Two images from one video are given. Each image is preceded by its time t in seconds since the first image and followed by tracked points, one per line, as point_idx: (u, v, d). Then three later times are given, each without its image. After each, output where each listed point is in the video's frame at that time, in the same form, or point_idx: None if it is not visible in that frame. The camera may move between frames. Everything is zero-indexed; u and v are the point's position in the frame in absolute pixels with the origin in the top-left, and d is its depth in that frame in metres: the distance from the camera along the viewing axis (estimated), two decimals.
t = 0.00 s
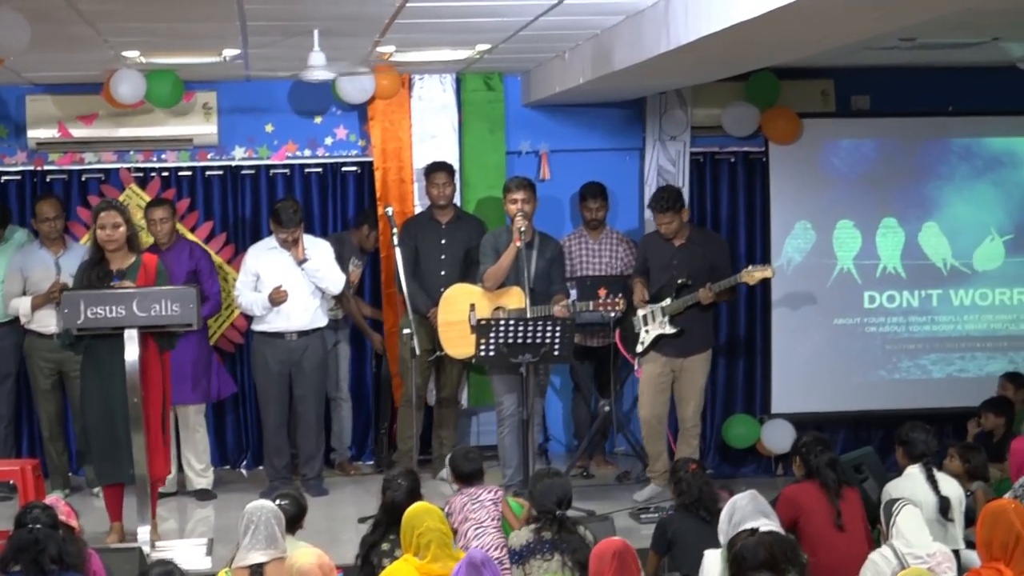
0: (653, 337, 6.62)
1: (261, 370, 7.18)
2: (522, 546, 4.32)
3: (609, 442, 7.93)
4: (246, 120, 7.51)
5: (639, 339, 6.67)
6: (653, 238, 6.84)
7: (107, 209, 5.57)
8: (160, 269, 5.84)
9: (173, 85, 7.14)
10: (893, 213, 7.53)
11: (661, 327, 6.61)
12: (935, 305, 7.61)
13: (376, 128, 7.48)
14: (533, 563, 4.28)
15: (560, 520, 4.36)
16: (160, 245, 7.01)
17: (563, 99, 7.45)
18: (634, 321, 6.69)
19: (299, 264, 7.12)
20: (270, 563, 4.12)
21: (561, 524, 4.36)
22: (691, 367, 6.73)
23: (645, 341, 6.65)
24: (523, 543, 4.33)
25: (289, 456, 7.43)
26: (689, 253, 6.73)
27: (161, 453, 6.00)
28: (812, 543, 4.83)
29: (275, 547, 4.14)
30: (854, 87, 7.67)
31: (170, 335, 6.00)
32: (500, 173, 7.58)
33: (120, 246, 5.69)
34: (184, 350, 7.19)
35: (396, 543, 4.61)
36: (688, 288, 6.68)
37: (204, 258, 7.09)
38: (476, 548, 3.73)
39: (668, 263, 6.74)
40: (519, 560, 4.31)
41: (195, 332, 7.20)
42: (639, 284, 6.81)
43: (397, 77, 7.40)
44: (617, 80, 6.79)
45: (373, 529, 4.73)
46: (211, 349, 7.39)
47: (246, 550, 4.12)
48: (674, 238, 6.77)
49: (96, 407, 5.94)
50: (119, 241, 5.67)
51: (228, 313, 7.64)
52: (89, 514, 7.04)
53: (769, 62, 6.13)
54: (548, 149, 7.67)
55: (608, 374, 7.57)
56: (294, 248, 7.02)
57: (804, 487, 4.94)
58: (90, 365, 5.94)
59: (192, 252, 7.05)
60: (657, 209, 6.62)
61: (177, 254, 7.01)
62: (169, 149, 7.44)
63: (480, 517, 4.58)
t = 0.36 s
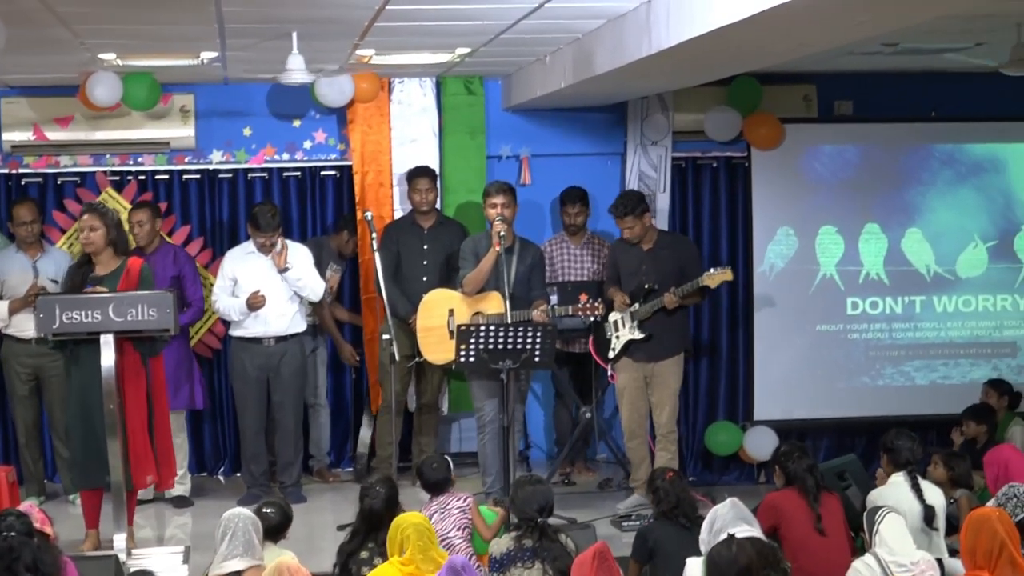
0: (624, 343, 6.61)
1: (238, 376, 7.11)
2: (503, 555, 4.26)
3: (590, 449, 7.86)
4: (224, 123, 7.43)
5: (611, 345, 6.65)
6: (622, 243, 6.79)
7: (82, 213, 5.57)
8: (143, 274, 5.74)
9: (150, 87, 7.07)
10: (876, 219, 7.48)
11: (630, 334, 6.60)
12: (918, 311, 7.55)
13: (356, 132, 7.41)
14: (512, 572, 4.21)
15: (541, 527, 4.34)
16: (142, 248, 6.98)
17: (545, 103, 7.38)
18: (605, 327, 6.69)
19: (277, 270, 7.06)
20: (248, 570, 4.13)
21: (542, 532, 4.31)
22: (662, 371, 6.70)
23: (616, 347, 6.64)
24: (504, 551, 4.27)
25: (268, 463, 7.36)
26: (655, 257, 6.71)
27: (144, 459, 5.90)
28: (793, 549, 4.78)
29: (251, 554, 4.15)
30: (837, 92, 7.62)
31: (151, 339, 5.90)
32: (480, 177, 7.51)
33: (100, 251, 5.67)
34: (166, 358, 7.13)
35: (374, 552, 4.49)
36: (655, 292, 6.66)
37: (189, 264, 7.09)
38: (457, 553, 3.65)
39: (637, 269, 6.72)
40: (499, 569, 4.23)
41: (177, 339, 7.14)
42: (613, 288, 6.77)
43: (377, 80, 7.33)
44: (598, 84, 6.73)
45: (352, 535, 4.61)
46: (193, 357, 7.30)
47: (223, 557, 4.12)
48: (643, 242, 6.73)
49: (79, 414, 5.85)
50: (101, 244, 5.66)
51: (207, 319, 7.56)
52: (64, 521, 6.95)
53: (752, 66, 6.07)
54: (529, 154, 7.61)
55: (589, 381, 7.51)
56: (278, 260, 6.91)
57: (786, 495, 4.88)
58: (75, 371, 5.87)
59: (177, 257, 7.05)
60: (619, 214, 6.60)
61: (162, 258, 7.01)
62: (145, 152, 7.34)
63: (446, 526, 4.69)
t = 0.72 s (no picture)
0: (622, 347, 6.32)
1: (231, 381, 6.86)
2: (505, 569, 4.06)
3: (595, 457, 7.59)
4: (216, 120, 7.17)
5: (608, 349, 6.38)
6: (620, 244, 6.60)
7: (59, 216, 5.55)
8: (120, 277, 5.57)
9: (140, 84, 6.83)
10: (891, 220, 7.22)
11: (627, 337, 6.32)
12: (935, 315, 7.30)
13: (353, 129, 7.14)
14: None
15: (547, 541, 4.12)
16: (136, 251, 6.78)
17: (548, 100, 7.13)
18: (603, 331, 6.42)
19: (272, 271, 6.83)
20: None
21: (546, 544, 4.10)
22: (661, 375, 6.47)
23: (615, 352, 6.35)
24: (506, 564, 4.07)
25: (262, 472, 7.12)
26: (651, 258, 6.48)
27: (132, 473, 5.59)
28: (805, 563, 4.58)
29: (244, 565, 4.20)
30: (850, 88, 7.35)
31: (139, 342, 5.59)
32: (480, 176, 7.26)
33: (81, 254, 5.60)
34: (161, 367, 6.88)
35: (368, 567, 4.20)
36: (651, 293, 6.40)
37: (185, 268, 6.92)
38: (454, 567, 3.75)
39: (633, 271, 6.50)
40: None
41: (171, 345, 6.89)
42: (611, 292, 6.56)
43: (374, 76, 7.07)
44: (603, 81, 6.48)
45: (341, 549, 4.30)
46: (187, 364, 7.06)
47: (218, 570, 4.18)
48: (639, 242, 6.52)
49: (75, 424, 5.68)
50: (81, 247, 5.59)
51: (199, 323, 7.30)
52: (50, 531, 6.70)
53: (764, 62, 5.82)
54: (532, 152, 7.34)
55: (593, 387, 7.25)
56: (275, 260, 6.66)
57: (795, 504, 4.66)
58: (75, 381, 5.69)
59: (174, 260, 6.87)
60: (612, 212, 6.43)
61: (157, 260, 6.83)
62: (135, 151, 7.10)
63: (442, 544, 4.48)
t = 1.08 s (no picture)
0: (624, 352, 6.06)
1: (220, 387, 6.58)
2: None
3: (599, 466, 7.29)
4: (205, 116, 6.88)
5: (611, 355, 6.12)
6: (620, 244, 6.32)
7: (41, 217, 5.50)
8: (97, 277, 5.45)
9: (126, 78, 6.53)
10: (908, 219, 6.93)
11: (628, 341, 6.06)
12: (953, 318, 7.01)
13: (347, 124, 6.86)
14: None
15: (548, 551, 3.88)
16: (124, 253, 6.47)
17: (552, 94, 6.83)
18: (605, 336, 6.15)
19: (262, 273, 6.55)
20: None
21: (549, 557, 3.84)
22: (665, 380, 6.17)
23: (616, 357, 6.10)
24: None
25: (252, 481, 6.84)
26: (652, 258, 6.20)
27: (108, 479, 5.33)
28: None
29: None
30: (865, 81, 7.07)
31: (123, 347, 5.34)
32: (479, 173, 6.96)
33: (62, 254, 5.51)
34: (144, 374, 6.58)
35: None
36: (651, 294, 6.13)
37: (175, 268, 6.63)
38: None
39: (634, 272, 6.23)
40: None
41: (157, 349, 6.60)
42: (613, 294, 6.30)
43: (369, 70, 6.78)
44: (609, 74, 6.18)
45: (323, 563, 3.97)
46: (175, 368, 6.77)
47: None
48: (639, 243, 6.25)
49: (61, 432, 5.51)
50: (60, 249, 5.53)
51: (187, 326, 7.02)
52: (32, 543, 6.40)
53: (781, 54, 5.52)
54: (533, 148, 7.04)
55: (598, 394, 6.94)
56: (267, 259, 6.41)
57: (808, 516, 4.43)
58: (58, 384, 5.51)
59: (163, 260, 6.57)
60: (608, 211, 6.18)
61: (144, 261, 6.54)
62: (120, 147, 6.82)
63: None
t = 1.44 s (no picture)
0: (627, 355, 5.81)
1: (209, 392, 6.31)
2: None
3: (603, 474, 7.00)
4: (193, 109, 6.61)
5: (613, 358, 5.86)
6: (623, 244, 6.03)
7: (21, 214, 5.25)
8: (75, 278, 5.18)
9: (111, 70, 6.26)
10: (925, 217, 6.66)
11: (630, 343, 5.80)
12: (972, 320, 6.73)
13: (340, 118, 6.58)
14: None
15: (550, 563, 3.74)
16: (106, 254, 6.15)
17: (554, 87, 6.56)
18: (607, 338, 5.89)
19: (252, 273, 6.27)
20: None
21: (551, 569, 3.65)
22: (669, 383, 5.88)
23: (619, 361, 5.84)
24: None
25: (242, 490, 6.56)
26: (656, 257, 5.91)
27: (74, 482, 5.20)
28: None
29: None
30: (879, 73, 6.79)
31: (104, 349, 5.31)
32: (479, 168, 6.67)
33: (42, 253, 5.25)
34: (125, 378, 6.30)
35: None
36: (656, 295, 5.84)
37: (161, 264, 6.34)
38: None
39: (636, 272, 5.95)
40: None
41: (140, 352, 6.31)
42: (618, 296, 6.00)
43: (364, 62, 6.51)
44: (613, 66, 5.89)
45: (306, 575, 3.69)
46: (160, 372, 6.47)
47: None
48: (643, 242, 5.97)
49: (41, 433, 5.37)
50: (42, 248, 5.28)
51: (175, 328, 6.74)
52: (11, 554, 6.12)
53: (798, 44, 5.23)
54: (534, 143, 6.76)
55: (602, 399, 6.65)
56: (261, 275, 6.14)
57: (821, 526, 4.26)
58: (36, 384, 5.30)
59: (147, 259, 6.26)
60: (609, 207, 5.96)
61: (128, 261, 6.23)
62: (104, 142, 6.55)
63: None
